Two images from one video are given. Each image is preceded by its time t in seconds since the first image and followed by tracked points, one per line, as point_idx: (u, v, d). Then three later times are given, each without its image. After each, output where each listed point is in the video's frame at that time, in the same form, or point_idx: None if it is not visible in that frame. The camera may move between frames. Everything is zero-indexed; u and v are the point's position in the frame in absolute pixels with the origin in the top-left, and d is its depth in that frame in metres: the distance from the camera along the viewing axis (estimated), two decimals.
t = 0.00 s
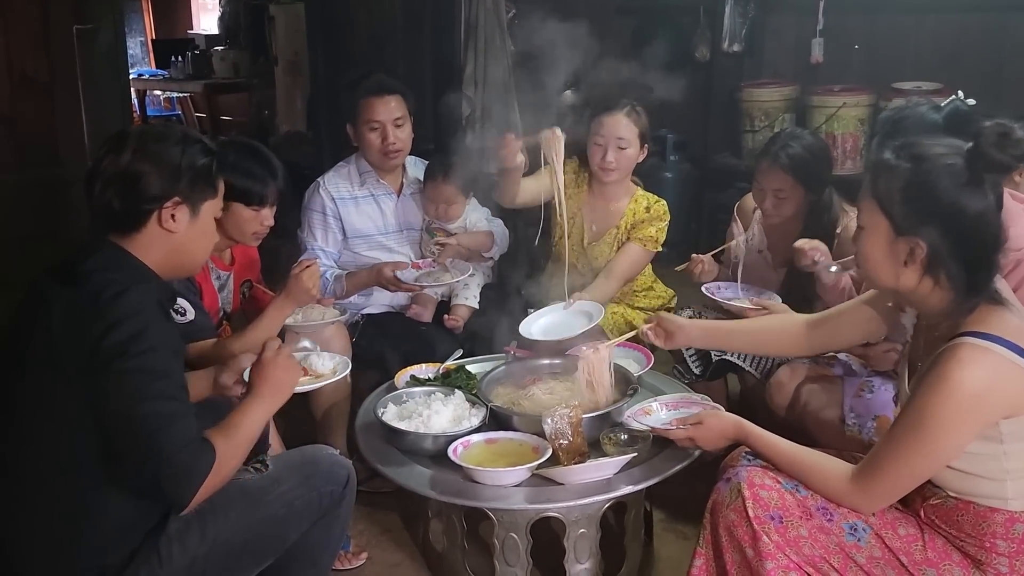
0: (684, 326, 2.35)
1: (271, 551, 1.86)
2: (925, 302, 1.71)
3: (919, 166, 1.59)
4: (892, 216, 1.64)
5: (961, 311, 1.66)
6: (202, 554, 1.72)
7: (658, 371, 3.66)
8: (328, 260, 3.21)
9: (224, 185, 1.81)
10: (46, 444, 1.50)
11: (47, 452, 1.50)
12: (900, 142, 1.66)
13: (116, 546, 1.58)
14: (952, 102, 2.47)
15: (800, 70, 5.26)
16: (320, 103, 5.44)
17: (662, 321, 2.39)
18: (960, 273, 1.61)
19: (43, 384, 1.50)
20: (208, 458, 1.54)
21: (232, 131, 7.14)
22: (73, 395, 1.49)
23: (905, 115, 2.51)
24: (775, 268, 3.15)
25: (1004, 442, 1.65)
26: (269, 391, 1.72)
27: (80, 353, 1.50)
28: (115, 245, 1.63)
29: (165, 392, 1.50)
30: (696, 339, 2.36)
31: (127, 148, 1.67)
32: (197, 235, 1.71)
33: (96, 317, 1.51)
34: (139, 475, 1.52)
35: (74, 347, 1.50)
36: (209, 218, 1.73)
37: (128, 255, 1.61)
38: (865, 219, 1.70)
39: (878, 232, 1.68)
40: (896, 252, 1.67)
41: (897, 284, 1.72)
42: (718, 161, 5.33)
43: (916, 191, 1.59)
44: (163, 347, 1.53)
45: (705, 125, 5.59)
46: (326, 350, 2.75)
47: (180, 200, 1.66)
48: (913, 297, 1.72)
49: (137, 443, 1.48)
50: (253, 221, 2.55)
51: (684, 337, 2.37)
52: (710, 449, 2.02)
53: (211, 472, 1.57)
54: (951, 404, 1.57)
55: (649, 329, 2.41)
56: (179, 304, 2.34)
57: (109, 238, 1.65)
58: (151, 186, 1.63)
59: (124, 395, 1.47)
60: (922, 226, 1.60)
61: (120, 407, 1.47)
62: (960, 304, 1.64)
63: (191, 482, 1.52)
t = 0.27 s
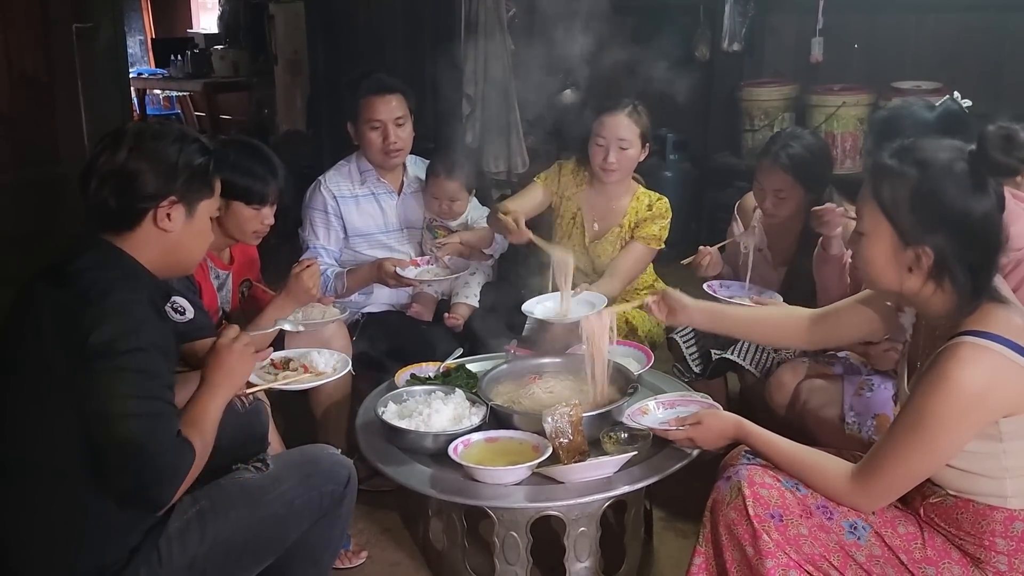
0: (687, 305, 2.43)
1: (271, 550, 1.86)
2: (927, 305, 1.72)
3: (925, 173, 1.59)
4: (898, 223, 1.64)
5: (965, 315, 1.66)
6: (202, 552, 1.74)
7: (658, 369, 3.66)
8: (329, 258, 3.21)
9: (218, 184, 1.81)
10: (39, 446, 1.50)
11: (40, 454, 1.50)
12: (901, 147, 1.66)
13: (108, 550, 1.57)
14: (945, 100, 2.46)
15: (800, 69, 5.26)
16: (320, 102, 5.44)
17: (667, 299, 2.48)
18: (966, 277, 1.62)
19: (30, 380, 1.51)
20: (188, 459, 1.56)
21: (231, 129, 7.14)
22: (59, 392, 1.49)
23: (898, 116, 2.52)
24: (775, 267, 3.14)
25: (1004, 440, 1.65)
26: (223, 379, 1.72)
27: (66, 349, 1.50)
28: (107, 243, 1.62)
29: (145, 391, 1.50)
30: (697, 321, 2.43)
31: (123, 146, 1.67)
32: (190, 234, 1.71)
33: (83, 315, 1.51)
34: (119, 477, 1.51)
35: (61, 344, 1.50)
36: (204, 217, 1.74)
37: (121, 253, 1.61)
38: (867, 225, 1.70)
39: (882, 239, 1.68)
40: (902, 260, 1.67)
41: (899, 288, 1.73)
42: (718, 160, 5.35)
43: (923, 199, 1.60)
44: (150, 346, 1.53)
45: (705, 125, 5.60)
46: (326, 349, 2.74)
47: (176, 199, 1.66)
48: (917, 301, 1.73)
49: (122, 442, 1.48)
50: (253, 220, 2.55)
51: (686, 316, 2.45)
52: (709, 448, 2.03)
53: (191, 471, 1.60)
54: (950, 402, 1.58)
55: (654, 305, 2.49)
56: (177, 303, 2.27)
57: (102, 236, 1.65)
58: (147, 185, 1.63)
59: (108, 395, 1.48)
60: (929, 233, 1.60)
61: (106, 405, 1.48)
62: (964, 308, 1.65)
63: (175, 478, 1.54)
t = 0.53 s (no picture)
0: (690, 248, 2.42)
1: (270, 550, 1.86)
2: (927, 306, 1.73)
3: (926, 178, 1.59)
4: (898, 229, 1.64)
5: (964, 316, 1.66)
6: (201, 552, 1.74)
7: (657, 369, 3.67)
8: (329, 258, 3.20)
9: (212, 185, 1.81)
10: (36, 448, 1.50)
11: (37, 456, 1.50)
12: (895, 151, 1.66)
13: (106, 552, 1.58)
14: (936, 101, 2.45)
15: (799, 68, 5.27)
16: (319, 103, 5.44)
17: (670, 237, 2.48)
18: (967, 279, 1.62)
19: (23, 380, 1.51)
20: (183, 456, 1.58)
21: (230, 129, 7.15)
22: (51, 392, 1.49)
23: (894, 114, 2.53)
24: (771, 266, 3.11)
25: (1001, 439, 1.66)
26: (206, 391, 1.73)
27: (58, 349, 1.50)
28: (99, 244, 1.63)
29: (138, 391, 1.51)
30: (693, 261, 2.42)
31: (116, 146, 1.67)
32: (183, 235, 1.71)
33: (75, 315, 1.51)
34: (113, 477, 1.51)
35: (53, 344, 1.50)
36: (196, 219, 1.74)
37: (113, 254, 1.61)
38: (866, 230, 1.70)
39: (882, 243, 1.68)
40: (903, 262, 1.67)
41: (901, 290, 1.74)
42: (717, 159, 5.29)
43: (924, 204, 1.59)
44: (142, 345, 1.54)
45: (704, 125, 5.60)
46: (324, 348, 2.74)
47: (167, 201, 1.66)
48: (918, 302, 1.74)
49: (114, 441, 1.49)
50: (252, 220, 2.55)
51: (684, 256, 2.45)
52: (708, 448, 2.03)
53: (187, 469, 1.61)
54: (948, 401, 1.58)
55: (655, 241, 2.49)
56: (175, 303, 2.26)
57: (94, 237, 1.65)
58: (140, 186, 1.63)
59: (100, 395, 1.48)
60: (931, 237, 1.60)
61: (98, 406, 1.48)
62: (964, 310, 1.65)
63: (172, 477, 1.55)
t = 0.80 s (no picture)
0: (690, 205, 2.44)
1: (270, 551, 1.86)
2: (927, 306, 1.73)
3: (921, 178, 1.59)
4: (897, 231, 1.64)
5: (963, 315, 1.66)
6: (201, 554, 1.74)
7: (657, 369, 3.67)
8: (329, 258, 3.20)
9: (208, 186, 1.81)
10: (34, 450, 1.50)
11: (36, 458, 1.50)
12: (890, 152, 1.66)
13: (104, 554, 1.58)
14: (935, 99, 2.44)
15: (799, 68, 5.27)
16: (319, 104, 5.44)
17: (670, 194, 2.49)
18: (967, 279, 1.62)
19: (19, 382, 1.51)
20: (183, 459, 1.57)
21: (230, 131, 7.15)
22: (48, 393, 1.49)
23: (890, 114, 2.53)
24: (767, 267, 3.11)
25: (1001, 438, 1.65)
26: (202, 398, 1.74)
27: (55, 351, 1.50)
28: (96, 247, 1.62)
29: (138, 393, 1.51)
30: (693, 221, 2.46)
31: (111, 146, 1.67)
32: (180, 236, 1.71)
33: (72, 317, 1.51)
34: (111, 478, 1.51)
35: (49, 346, 1.50)
36: (192, 221, 1.74)
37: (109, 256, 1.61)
38: (865, 232, 1.70)
39: (882, 246, 1.68)
40: (902, 263, 1.67)
41: (902, 290, 1.73)
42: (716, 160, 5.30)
43: (921, 204, 1.59)
44: (139, 346, 1.54)
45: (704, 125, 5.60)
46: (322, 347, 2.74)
47: (162, 202, 1.66)
48: (918, 302, 1.73)
49: (112, 443, 1.49)
50: (251, 222, 2.55)
51: (684, 215, 2.47)
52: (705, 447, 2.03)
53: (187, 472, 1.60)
54: (947, 400, 1.58)
55: (657, 197, 2.52)
56: (174, 303, 2.28)
57: (90, 239, 1.65)
58: (135, 187, 1.63)
59: (97, 395, 1.48)
60: (931, 238, 1.60)
61: (97, 408, 1.48)
62: (963, 310, 1.65)
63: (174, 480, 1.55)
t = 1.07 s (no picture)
0: (690, 205, 2.43)
1: (270, 553, 1.86)
2: (929, 306, 1.72)
3: (920, 178, 1.59)
4: (896, 231, 1.64)
5: (963, 315, 1.65)
6: (201, 556, 1.74)
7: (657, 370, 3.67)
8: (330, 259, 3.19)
9: (207, 189, 1.81)
10: (33, 453, 1.50)
11: (35, 461, 1.50)
12: (889, 153, 1.67)
13: (104, 558, 1.58)
14: (934, 98, 2.44)
15: (798, 68, 5.26)
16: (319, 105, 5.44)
17: (670, 194, 2.48)
18: (968, 278, 1.62)
19: (17, 386, 1.51)
20: (182, 462, 1.57)
21: (230, 132, 7.15)
22: (47, 396, 1.49)
23: (890, 113, 2.53)
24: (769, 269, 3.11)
25: (1002, 439, 1.65)
26: (199, 405, 1.74)
27: (54, 354, 1.50)
28: (95, 248, 1.62)
29: (139, 396, 1.51)
30: (693, 222, 2.45)
31: (110, 148, 1.67)
32: (179, 238, 1.71)
33: (73, 320, 1.51)
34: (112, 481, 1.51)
35: (48, 348, 1.50)
36: (191, 223, 1.74)
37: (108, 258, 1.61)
38: (865, 233, 1.69)
39: (882, 247, 1.67)
40: (902, 263, 1.67)
41: (903, 291, 1.73)
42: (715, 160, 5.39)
43: (919, 204, 1.59)
44: (140, 348, 1.54)
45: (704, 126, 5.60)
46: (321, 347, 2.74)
47: (161, 205, 1.66)
48: (919, 302, 1.73)
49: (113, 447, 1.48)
50: (252, 223, 2.55)
51: (684, 215, 2.46)
52: (704, 446, 2.03)
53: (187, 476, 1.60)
54: (949, 402, 1.58)
55: (656, 197, 2.51)
56: (173, 304, 2.28)
57: (89, 241, 1.64)
58: (134, 190, 1.63)
59: (98, 398, 1.48)
60: (931, 237, 1.59)
61: (97, 412, 1.48)
62: (964, 309, 1.65)
63: (175, 484, 1.55)
